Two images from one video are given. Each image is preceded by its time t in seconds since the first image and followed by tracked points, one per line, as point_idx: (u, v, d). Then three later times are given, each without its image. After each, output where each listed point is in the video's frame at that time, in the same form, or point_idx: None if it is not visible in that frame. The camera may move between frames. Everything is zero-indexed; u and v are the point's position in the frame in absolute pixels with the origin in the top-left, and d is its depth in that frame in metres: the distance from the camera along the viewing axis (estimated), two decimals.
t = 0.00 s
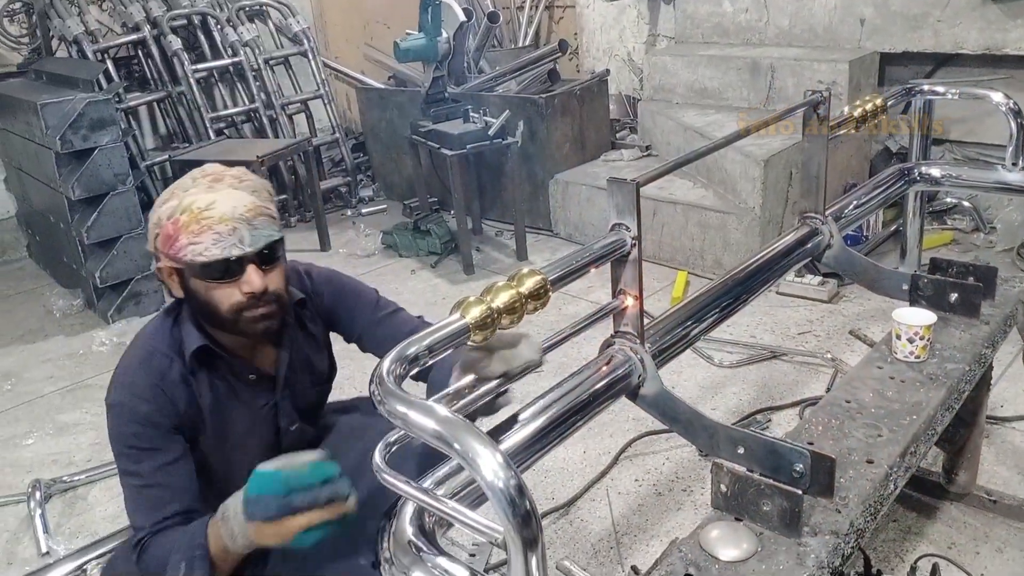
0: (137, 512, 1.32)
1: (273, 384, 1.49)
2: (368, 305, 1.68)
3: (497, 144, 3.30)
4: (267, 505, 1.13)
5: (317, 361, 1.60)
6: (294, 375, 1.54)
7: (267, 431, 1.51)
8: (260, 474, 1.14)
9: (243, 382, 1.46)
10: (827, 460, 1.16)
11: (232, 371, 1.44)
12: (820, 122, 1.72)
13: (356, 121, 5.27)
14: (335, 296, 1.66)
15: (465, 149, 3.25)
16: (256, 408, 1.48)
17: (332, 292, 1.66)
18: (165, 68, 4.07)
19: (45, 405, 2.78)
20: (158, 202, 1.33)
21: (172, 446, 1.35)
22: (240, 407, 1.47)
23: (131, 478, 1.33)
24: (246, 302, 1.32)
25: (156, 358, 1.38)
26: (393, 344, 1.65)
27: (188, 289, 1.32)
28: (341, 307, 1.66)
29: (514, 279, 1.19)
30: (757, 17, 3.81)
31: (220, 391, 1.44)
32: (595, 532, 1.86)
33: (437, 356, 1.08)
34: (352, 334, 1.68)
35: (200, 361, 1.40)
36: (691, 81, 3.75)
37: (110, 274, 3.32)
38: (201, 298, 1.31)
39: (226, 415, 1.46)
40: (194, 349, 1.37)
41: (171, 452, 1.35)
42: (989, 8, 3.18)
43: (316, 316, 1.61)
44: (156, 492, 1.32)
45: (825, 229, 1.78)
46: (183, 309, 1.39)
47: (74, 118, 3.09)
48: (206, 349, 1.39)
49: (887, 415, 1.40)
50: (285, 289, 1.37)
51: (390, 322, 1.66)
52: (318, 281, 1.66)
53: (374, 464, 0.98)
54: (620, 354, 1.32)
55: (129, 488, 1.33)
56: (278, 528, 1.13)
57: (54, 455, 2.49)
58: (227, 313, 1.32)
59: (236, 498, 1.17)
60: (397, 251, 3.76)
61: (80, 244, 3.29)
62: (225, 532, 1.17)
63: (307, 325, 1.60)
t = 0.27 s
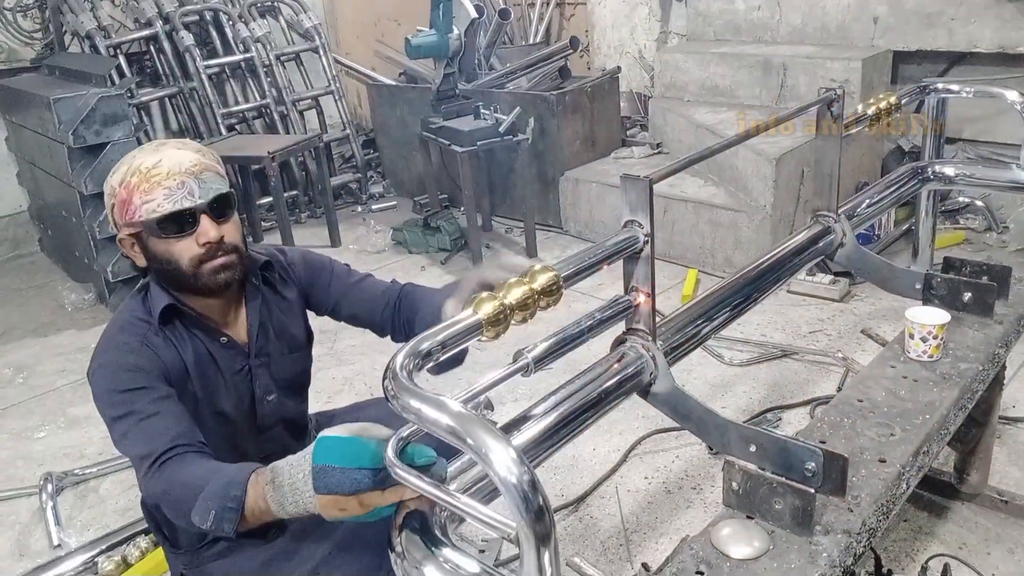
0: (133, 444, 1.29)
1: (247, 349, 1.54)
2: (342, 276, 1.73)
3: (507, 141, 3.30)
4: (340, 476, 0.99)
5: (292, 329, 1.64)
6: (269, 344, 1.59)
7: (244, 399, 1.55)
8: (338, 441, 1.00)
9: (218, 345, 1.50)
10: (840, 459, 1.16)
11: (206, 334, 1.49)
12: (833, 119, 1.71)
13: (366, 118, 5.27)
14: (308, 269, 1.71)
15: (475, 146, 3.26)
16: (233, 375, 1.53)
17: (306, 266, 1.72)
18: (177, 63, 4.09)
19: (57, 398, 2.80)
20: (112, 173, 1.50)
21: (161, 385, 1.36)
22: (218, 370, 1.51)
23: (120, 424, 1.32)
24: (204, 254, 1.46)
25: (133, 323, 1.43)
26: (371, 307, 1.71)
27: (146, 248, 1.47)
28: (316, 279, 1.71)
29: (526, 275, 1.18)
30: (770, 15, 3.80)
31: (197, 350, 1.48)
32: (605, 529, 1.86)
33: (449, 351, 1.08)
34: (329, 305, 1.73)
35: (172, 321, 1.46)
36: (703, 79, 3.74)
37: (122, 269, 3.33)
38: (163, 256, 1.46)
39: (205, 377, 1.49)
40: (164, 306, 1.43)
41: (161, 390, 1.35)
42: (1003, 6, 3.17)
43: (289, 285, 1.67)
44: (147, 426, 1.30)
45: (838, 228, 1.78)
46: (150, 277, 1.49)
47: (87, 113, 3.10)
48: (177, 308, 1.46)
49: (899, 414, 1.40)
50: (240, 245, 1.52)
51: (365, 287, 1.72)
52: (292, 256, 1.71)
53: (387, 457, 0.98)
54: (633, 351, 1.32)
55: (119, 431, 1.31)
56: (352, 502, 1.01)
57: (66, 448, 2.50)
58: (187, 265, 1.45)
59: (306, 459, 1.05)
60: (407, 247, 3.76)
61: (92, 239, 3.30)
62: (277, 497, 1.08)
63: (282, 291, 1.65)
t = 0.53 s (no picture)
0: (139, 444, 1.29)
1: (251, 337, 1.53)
2: (331, 253, 1.72)
3: (514, 138, 3.30)
4: (314, 442, 1.03)
5: (297, 323, 1.63)
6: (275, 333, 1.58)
7: (247, 391, 1.53)
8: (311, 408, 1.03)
9: (223, 334, 1.50)
10: (848, 457, 1.16)
11: (212, 320, 1.49)
12: (843, 117, 1.71)
13: (373, 115, 5.28)
14: (300, 252, 1.72)
15: (483, 143, 3.26)
16: (236, 366, 1.52)
17: (297, 250, 1.72)
18: (184, 60, 4.10)
19: (65, 393, 2.81)
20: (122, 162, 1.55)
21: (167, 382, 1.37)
22: (221, 362, 1.50)
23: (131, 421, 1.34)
24: (210, 238, 1.49)
25: (139, 313, 1.44)
26: (360, 278, 1.68)
27: (153, 233, 1.51)
28: (308, 262, 1.71)
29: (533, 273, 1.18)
30: (778, 13, 3.79)
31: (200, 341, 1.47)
32: (611, 527, 1.86)
33: (458, 348, 1.08)
34: (323, 287, 1.72)
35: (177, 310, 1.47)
36: (710, 77, 3.73)
37: (130, 264, 3.34)
38: (170, 241, 1.49)
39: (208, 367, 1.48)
40: (169, 294, 1.44)
41: (169, 386, 1.36)
42: (1013, 4, 3.15)
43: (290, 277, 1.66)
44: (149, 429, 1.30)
45: (846, 226, 1.77)
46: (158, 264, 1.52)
47: (96, 109, 3.11)
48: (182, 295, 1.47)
49: (907, 412, 1.39)
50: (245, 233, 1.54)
51: (352, 259, 1.70)
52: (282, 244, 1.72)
53: (396, 454, 0.98)
54: (640, 348, 1.32)
55: (127, 427, 1.32)
56: (321, 466, 1.04)
57: (74, 443, 2.51)
58: (192, 249, 1.48)
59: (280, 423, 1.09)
60: (413, 244, 3.77)
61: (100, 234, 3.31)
62: (258, 459, 1.12)
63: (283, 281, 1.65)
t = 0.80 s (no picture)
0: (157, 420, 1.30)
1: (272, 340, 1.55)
2: (343, 252, 1.73)
3: (526, 137, 3.31)
4: (355, 395, 1.02)
5: (314, 324, 1.67)
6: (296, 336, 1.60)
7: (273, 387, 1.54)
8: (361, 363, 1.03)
9: (246, 335, 1.51)
10: (860, 458, 1.15)
11: (237, 322, 1.50)
12: (856, 118, 1.71)
13: (384, 114, 5.29)
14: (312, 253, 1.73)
15: (494, 142, 3.27)
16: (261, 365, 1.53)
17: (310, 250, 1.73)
18: (197, 58, 4.12)
19: (77, 389, 2.83)
20: (158, 160, 1.50)
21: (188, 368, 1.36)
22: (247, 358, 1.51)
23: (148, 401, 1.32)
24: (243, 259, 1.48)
25: (162, 309, 1.44)
26: (372, 277, 1.70)
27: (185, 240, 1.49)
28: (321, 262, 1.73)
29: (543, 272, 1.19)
30: (790, 13, 3.79)
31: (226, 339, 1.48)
32: (620, 526, 1.87)
33: (471, 346, 1.08)
34: (335, 285, 1.74)
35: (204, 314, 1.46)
36: (721, 77, 3.73)
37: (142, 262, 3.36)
38: (201, 250, 1.48)
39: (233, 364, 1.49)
40: (195, 299, 1.44)
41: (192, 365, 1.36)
42: None
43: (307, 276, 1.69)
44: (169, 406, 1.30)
45: (858, 227, 1.77)
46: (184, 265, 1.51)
47: (109, 107, 3.13)
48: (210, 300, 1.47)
49: (919, 414, 1.39)
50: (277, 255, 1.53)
51: (364, 257, 1.72)
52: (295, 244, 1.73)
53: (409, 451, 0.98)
54: (652, 348, 1.32)
55: (150, 406, 1.32)
56: (367, 423, 1.03)
57: (86, 438, 2.53)
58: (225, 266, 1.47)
59: (324, 380, 1.07)
60: (423, 243, 3.77)
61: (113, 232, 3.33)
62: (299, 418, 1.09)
63: (301, 286, 1.67)
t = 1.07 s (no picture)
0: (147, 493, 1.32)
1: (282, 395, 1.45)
2: (381, 275, 1.64)
3: (533, 138, 3.32)
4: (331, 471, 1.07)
5: (340, 348, 1.56)
6: (320, 373, 1.50)
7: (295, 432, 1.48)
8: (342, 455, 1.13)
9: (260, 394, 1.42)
10: (868, 458, 1.15)
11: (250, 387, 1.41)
12: (865, 118, 1.70)
13: (391, 114, 5.30)
14: (347, 273, 1.63)
15: (501, 142, 3.27)
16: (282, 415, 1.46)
17: (343, 271, 1.63)
18: (205, 58, 4.14)
19: (86, 386, 2.85)
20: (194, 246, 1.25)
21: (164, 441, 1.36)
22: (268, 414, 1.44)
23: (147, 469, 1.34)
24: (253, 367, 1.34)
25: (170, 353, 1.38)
26: (410, 302, 1.62)
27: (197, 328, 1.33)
28: (357, 282, 1.63)
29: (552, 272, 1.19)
30: (797, 14, 3.79)
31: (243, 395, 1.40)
32: (627, 526, 1.87)
33: (480, 345, 1.08)
34: (369, 306, 1.65)
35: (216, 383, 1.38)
36: (729, 77, 3.73)
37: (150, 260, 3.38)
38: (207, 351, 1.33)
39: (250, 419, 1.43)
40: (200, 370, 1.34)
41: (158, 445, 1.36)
42: None
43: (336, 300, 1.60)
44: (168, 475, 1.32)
45: (867, 228, 1.77)
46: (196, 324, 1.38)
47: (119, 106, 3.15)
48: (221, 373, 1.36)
49: (927, 414, 1.39)
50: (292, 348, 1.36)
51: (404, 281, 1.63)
52: (329, 265, 1.62)
53: (419, 448, 0.99)
54: (660, 347, 1.33)
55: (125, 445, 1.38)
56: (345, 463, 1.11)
57: (95, 436, 2.54)
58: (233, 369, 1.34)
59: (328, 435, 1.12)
60: (430, 242, 3.78)
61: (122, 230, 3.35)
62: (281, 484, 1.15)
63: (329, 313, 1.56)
